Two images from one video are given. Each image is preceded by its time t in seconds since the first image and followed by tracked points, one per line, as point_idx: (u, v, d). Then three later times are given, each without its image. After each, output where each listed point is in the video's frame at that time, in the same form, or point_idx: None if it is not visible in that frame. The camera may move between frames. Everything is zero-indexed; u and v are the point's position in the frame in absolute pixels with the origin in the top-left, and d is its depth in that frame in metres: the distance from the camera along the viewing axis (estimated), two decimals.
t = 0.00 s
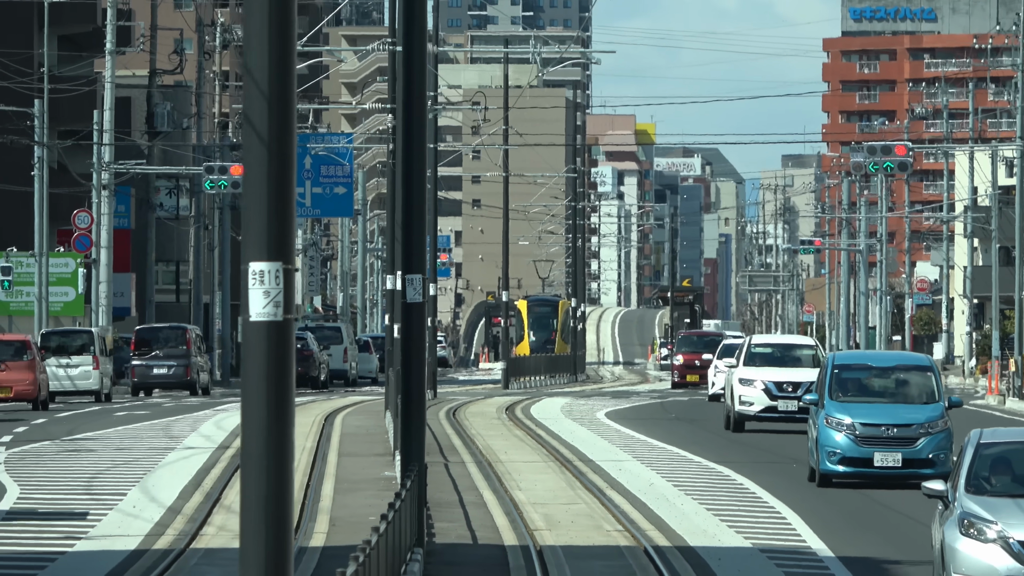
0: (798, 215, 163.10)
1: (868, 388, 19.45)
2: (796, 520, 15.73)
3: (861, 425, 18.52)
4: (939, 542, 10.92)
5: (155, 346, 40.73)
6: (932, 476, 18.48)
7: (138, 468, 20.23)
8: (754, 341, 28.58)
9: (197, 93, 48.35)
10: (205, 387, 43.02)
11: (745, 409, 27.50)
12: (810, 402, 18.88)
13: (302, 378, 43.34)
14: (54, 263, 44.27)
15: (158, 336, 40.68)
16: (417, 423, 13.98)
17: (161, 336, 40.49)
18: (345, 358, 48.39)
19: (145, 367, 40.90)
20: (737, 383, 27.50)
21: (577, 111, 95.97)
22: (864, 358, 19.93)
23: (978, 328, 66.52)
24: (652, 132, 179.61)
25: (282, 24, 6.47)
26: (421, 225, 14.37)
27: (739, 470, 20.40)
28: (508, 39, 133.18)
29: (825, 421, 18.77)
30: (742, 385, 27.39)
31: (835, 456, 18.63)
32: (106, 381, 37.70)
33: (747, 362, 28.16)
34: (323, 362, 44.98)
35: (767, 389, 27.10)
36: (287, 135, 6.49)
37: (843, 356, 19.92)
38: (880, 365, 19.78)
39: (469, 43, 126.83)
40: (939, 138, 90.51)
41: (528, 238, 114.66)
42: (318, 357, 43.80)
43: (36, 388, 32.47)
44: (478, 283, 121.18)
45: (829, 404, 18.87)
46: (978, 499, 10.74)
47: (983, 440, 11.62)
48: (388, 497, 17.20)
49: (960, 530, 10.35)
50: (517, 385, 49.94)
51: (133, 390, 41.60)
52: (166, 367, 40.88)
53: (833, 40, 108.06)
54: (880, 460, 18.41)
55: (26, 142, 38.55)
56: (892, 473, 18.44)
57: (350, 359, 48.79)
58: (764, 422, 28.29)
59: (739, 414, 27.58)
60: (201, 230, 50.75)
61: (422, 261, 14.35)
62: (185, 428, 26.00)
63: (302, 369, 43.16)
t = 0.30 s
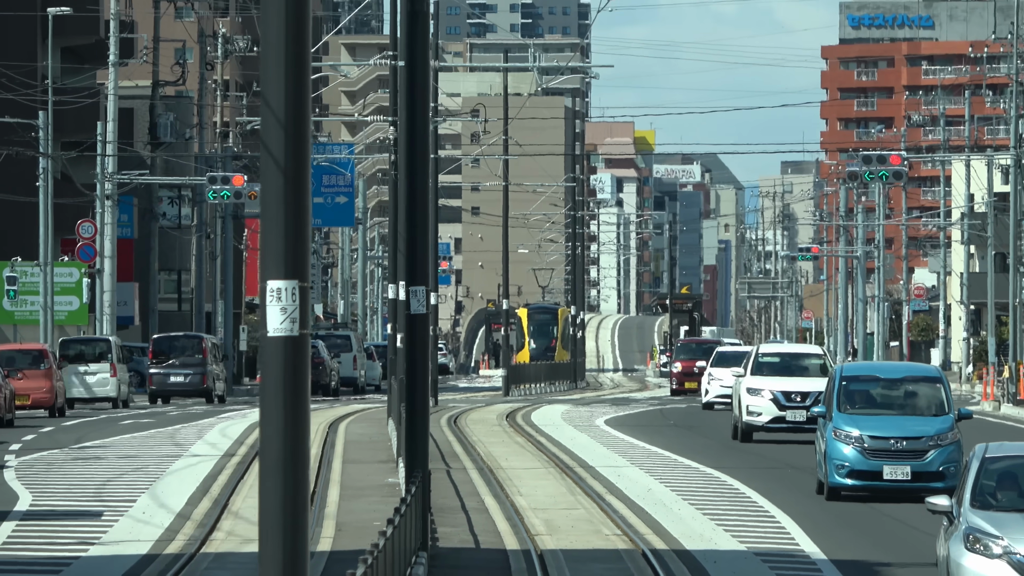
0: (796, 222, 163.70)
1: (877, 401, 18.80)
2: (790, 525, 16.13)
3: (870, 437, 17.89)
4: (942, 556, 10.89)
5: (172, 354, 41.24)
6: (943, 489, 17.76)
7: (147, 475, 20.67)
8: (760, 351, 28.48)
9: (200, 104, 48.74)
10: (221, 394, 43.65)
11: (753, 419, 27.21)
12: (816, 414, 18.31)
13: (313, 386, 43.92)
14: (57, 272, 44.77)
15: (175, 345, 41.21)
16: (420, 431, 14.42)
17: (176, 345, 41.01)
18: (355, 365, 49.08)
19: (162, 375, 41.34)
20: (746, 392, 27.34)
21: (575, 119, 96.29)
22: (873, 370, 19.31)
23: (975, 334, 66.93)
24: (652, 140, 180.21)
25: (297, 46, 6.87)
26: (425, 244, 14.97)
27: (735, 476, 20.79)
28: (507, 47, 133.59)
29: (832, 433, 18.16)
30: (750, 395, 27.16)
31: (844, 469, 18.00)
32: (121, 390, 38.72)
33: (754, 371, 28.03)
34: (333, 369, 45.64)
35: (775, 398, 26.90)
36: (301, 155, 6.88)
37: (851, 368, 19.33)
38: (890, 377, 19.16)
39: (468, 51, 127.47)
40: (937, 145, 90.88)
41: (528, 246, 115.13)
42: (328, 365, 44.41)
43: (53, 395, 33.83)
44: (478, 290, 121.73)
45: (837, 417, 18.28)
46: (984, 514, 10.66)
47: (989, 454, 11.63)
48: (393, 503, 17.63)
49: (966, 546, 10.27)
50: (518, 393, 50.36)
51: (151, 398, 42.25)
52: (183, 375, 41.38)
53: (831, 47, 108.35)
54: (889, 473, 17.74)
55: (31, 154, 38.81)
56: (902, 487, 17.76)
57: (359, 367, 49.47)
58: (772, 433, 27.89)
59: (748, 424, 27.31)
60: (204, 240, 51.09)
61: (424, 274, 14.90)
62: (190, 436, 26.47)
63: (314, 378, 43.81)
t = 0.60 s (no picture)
0: (791, 226, 164.06)
1: (881, 411, 18.46)
2: (780, 527, 16.52)
3: (875, 449, 17.54)
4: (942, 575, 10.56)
5: (185, 361, 42.08)
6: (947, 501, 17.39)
7: (150, 479, 21.07)
8: (765, 358, 27.71)
9: (197, 111, 49.08)
10: (233, 398, 44.45)
11: (757, 428, 26.41)
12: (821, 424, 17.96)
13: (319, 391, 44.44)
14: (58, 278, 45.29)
15: (190, 352, 42.06)
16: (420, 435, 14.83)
17: (190, 351, 41.85)
18: (359, 369, 49.62)
19: (176, 380, 42.14)
20: (749, 400, 26.53)
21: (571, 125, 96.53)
22: (878, 380, 18.95)
23: (968, 339, 67.19)
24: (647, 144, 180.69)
25: (308, 61, 7.26)
26: (424, 252, 15.33)
27: (729, 480, 21.18)
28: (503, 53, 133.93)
29: (837, 444, 17.77)
30: (754, 402, 26.39)
31: (848, 480, 17.58)
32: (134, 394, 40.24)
33: (759, 380, 27.19)
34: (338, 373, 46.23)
35: (779, 406, 26.13)
36: (311, 174, 7.30)
37: (855, 378, 18.95)
38: (895, 388, 18.83)
39: (464, 56, 128.00)
40: (930, 150, 91.23)
41: (523, 251, 115.53)
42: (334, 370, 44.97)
43: (65, 399, 34.63)
44: (473, 295, 122.17)
45: (842, 427, 17.92)
46: (988, 529, 10.38)
47: (990, 466, 11.32)
48: (392, 506, 18.03)
49: (967, 562, 10.01)
50: (514, 398, 50.72)
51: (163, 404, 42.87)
52: (196, 381, 42.18)
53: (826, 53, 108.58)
54: (894, 485, 17.38)
55: (33, 162, 39.13)
56: (906, 498, 17.40)
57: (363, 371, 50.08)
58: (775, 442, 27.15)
59: (751, 433, 26.51)
60: (202, 246, 51.43)
61: (422, 282, 15.25)
62: (191, 440, 26.87)
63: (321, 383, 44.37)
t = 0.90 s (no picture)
0: (790, 225, 164.28)
1: (889, 416, 18.03)
2: (776, 525, 16.85)
3: (882, 454, 17.10)
4: None
5: (200, 360, 42.62)
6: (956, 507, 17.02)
7: (157, 476, 21.46)
8: (771, 360, 27.44)
9: (198, 112, 49.43)
10: (246, 396, 44.92)
11: (764, 429, 26.21)
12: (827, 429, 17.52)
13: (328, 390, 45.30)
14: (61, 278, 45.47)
15: (205, 352, 42.50)
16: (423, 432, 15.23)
17: (204, 350, 41.99)
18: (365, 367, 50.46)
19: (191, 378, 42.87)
20: (756, 401, 26.37)
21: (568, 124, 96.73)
22: (886, 385, 18.51)
23: (965, 338, 67.39)
24: (646, 143, 181.09)
25: (320, 76, 7.65)
26: (426, 253, 15.69)
27: (725, 478, 21.56)
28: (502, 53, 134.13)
29: (843, 449, 17.36)
30: (761, 404, 26.21)
31: (854, 486, 17.14)
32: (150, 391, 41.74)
33: (766, 381, 26.97)
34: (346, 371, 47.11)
35: (787, 407, 25.96)
36: (323, 184, 7.67)
37: (863, 382, 18.50)
38: (902, 392, 18.38)
39: (462, 56, 128.28)
40: (927, 149, 91.49)
41: (522, 251, 115.82)
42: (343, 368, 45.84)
43: (79, 397, 36.20)
44: (472, 294, 122.51)
45: (849, 433, 17.49)
46: (993, 538, 10.24)
47: (996, 474, 11.16)
48: (395, 504, 18.42)
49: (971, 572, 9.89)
50: (513, 396, 51.06)
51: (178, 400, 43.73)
52: (211, 379, 42.61)
53: (824, 53, 108.75)
54: (900, 491, 16.96)
55: (37, 163, 39.48)
56: (913, 505, 16.99)
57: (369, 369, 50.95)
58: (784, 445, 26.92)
59: (759, 434, 26.31)
60: (203, 246, 51.74)
61: (425, 284, 15.67)
62: (195, 439, 27.26)
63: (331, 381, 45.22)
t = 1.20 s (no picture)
0: (792, 216, 164.49)
1: (898, 415, 17.54)
2: (773, 516, 17.21)
3: (891, 454, 16.65)
4: None
5: (218, 354, 44.53)
6: (965, 507, 16.66)
7: (166, 468, 21.89)
8: (781, 355, 26.80)
9: (204, 108, 49.87)
10: (262, 389, 46.83)
11: (775, 426, 25.71)
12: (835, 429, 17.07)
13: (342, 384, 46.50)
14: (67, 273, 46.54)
15: (222, 345, 44.50)
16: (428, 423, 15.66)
17: (222, 345, 44.17)
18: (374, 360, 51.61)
19: (210, 372, 44.64)
20: (767, 398, 25.88)
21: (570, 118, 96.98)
22: (896, 383, 18.01)
23: (964, 330, 67.60)
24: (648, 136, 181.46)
25: (333, 82, 8.01)
26: (432, 249, 16.03)
27: (724, 470, 21.96)
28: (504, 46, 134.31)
29: (852, 448, 16.91)
30: (771, 401, 25.73)
31: (862, 486, 16.74)
32: (168, 385, 42.87)
33: (776, 378, 26.41)
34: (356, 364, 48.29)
35: (797, 404, 25.48)
36: (336, 188, 8.03)
37: (872, 380, 18.01)
38: (911, 391, 17.90)
39: (464, 50, 128.48)
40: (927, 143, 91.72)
41: (524, 245, 116.16)
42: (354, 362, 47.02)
43: (97, 390, 37.10)
44: (474, 287, 122.97)
45: (858, 432, 17.03)
46: (1005, 541, 9.55)
47: (1007, 474, 10.43)
48: (400, 495, 18.84)
49: None
50: (515, 389, 51.47)
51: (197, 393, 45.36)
52: (229, 372, 44.53)
53: (825, 47, 108.92)
54: (910, 491, 16.54)
55: (44, 159, 39.92)
56: (923, 505, 16.58)
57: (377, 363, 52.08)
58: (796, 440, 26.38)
59: (769, 431, 25.83)
60: (208, 241, 52.19)
61: (431, 282, 16.09)
62: (203, 431, 27.69)
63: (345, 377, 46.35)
